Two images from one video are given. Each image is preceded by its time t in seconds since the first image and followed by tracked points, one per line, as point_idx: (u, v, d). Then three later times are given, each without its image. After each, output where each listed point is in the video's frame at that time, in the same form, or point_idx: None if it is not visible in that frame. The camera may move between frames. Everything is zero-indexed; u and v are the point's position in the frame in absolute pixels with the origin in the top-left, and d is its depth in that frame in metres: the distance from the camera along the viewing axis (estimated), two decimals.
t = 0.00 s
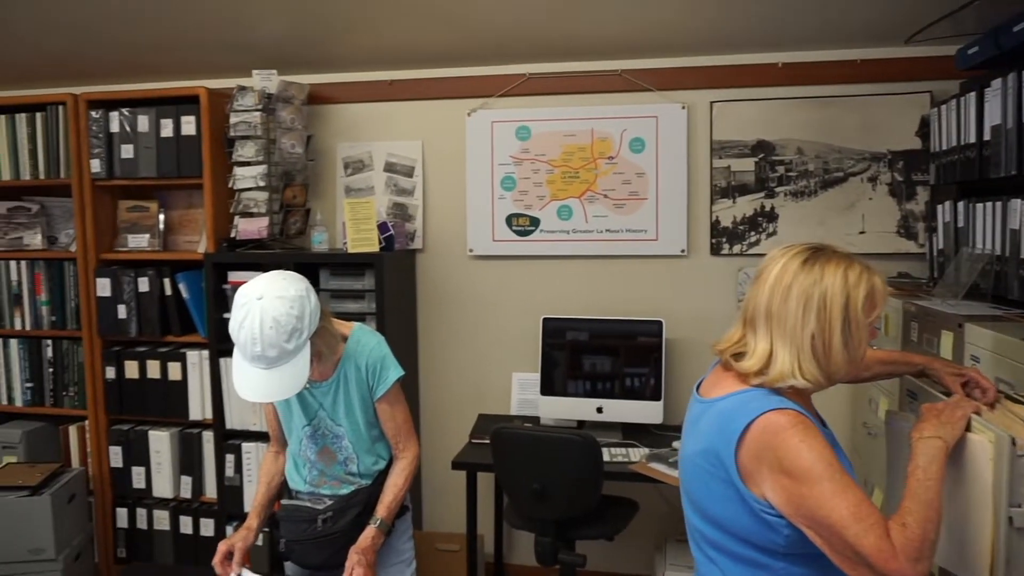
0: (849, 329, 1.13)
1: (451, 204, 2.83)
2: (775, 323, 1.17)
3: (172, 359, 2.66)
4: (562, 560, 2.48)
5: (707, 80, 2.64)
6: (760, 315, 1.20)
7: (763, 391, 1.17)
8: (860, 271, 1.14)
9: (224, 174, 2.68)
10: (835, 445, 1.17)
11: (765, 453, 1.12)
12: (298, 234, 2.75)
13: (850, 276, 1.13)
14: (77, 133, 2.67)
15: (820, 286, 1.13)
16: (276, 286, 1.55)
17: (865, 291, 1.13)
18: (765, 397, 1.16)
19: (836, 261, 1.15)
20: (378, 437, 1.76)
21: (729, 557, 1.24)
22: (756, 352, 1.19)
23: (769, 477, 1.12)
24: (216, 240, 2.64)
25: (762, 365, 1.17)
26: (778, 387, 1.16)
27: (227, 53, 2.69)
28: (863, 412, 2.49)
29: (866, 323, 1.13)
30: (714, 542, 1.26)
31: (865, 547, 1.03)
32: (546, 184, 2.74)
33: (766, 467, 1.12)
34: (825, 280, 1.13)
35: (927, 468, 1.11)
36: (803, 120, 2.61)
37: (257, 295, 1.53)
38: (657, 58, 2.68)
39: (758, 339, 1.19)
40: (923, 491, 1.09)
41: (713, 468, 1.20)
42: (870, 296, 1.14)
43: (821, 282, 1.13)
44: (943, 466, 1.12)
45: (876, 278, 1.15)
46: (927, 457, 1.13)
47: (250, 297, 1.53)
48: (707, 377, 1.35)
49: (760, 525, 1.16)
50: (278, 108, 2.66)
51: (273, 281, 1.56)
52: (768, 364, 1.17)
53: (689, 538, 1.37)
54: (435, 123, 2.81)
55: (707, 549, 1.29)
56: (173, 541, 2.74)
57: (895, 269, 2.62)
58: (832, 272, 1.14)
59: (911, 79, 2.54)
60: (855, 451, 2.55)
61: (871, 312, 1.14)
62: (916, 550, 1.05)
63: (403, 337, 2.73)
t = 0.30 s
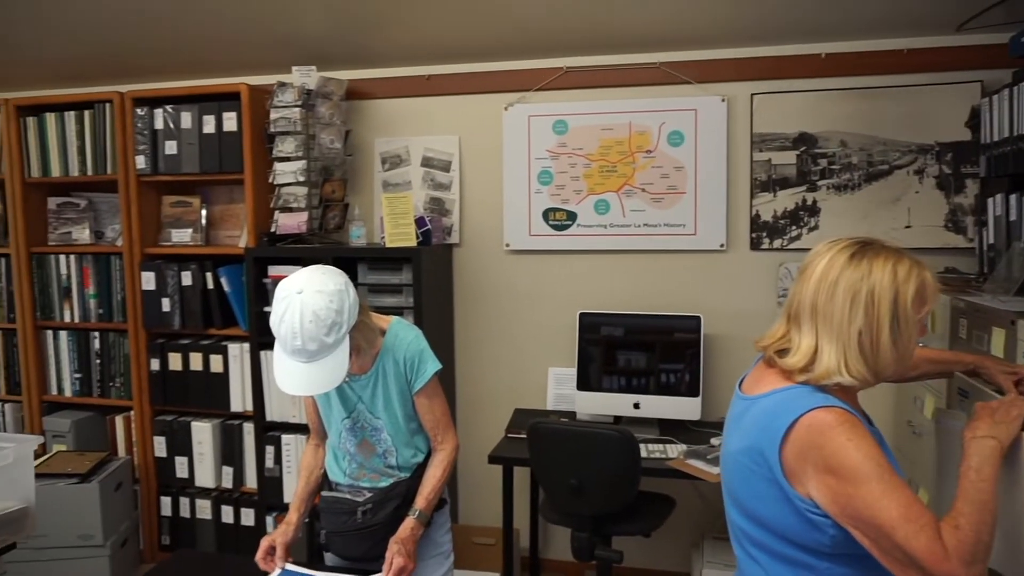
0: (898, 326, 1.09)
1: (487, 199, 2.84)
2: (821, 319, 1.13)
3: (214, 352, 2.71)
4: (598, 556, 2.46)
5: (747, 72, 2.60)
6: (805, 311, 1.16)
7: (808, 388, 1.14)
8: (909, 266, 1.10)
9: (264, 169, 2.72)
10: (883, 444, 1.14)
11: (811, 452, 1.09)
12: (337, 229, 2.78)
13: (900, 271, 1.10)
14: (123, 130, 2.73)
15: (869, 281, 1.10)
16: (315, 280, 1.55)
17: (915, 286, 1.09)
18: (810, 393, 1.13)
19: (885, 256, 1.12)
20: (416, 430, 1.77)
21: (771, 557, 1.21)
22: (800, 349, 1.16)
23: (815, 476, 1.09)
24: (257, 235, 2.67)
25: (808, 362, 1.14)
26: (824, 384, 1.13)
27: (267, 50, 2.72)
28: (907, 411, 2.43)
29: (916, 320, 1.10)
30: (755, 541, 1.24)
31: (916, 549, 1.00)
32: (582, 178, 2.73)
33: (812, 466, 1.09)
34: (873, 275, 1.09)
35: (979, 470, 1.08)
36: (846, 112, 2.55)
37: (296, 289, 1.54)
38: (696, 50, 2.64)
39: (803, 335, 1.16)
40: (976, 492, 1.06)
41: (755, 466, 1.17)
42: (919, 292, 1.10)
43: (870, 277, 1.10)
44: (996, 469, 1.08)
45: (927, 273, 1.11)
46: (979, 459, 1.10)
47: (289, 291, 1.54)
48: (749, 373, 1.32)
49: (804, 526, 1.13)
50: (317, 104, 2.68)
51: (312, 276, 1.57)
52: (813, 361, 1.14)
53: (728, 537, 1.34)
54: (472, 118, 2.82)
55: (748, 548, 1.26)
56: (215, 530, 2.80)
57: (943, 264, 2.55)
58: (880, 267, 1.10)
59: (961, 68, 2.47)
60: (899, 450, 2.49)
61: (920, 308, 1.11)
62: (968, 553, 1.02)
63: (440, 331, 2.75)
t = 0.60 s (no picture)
0: (930, 324, 1.07)
1: (515, 197, 2.84)
2: (851, 316, 1.12)
3: (244, 349, 2.74)
4: (626, 555, 2.46)
5: (778, 67, 2.57)
6: (836, 308, 1.15)
7: (839, 387, 1.12)
8: (944, 264, 1.08)
9: (294, 168, 2.75)
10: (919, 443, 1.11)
11: (844, 451, 1.07)
12: (364, 227, 2.80)
13: (933, 268, 1.07)
14: (156, 130, 2.77)
15: (900, 278, 1.08)
16: (340, 280, 1.55)
17: (950, 284, 1.07)
18: (843, 392, 1.11)
19: (919, 253, 1.09)
20: (444, 427, 1.78)
21: (803, 557, 1.19)
22: (831, 346, 1.14)
23: (848, 476, 1.07)
24: (286, 233, 2.70)
25: (838, 359, 1.13)
26: (855, 383, 1.11)
27: (297, 51, 2.74)
28: (942, 412, 2.38)
29: (950, 318, 1.07)
30: (787, 541, 1.22)
31: (954, 551, 0.98)
32: (610, 176, 2.72)
33: (846, 465, 1.07)
34: (905, 273, 1.07)
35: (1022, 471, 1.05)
36: (880, 107, 2.50)
37: (322, 290, 1.54)
38: (725, 46, 2.61)
39: (834, 332, 1.15)
40: (1018, 494, 1.03)
41: (788, 466, 1.16)
42: (954, 290, 1.07)
43: (901, 275, 1.08)
44: None
45: (963, 271, 1.09)
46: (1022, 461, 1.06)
47: (315, 293, 1.54)
48: (782, 372, 1.30)
49: (838, 526, 1.11)
50: (345, 103, 2.70)
51: (337, 276, 1.57)
52: (844, 358, 1.12)
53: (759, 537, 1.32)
54: (499, 117, 2.82)
55: (779, 548, 1.24)
56: (245, 525, 2.83)
57: (980, 262, 2.49)
58: (912, 264, 1.08)
59: (1000, 61, 2.41)
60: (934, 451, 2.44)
61: (955, 307, 1.08)
62: (1009, 556, 0.99)
63: (467, 329, 2.76)
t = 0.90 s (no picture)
0: (961, 319, 1.05)
1: (538, 193, 2.84)
2: (880, 311, 1.10)
3: (269, 344, 2.76)
4: (650, 553, 2.45)
5: (805, 61, 2.54)
6: (864, 304, 1.13)
7: (869, 383, 1.09)
8: (975, 258, 1.06)
9: (318, 165, 2.77)
10: (950, 441, 1.08)
11: (874, 448, 1.05)
12: (388, 224, 2.81)
13: (964, 263, 1.06)
14: (183, 126, 2.80)
15: (930, 273, 1.06)
16: (362, 274, 1.56)
17: (981, 279, 1.05)
18: (872, 388, 1.08)
19: (948, 248, 1.08)
20: (468, 422, 1.78)
21: (830, 556, 1.17)
22: (860, 342, 1.12)
23: (878, 473, 1.05)
24: (311, 230, 2.72)
25: (869, 355, 1.10)
26: (885, 379, 1.08)
27: (321, 49, 2.75)
28: (974, 412, 2.34)
29: (982, 314, 1.05)
30: (814, 540, 1.20)
31: (985, 550, 0.96)
32: (634, 172, 2.71)
33: (875, 462, 1.05)
34: (934, 267, 1.06)
35: None
36: (909, 101, 2.46)
37: (344, 286, 1.55)
38: (752, 40, 2.59)
39: (863, 329, 1.12)
40: None
41: (815, 462, 1.14)
42: (986, 284, 1.05)
43: (931, 269, 1.06)
44: None
45: (994, 266, 1.07)
46: None
47: (339, 288, 1.55)
48: (809, 370, 1.27)
49: (866, 524, 1.09)
50: (370, 100, 2.71)
51: (359, 271, 1.58)
52: (874, 354, 1.10)
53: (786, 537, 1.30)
54: (522, 113, 2.82)
55: (806, 547, 1.22)
56: (270, 518, 2.86)
57: (1013, 260, 2.44)
58: (942, 259, 1.06)
59: None
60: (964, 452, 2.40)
61: (987, 302, 1.06)
62: None
63: (491, 325, 2.76)
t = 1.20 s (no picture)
0: (956, 304, 1.04)
1: (559, 192, 2.83)
2: (877, 299, 1.10)
3: (290, 342, 2.78)
4: (669, 553, 2.44)
5: (829, 59, 2.51)
6: (863, 293, 1.13)
7: (872, 371, 1.09)
8: (969, 244, 1.05)
9: (339, 164, 2.78)
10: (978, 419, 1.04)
11: (897, 433, 1.02)
12: (408, 222, 2.82)
13: (957, 249, 1.05)
14: (206, 125, 2.83)
15: (923, 260, 1.06)
16: (384, 270, 1.56)
17: (976, 264, 1.04)
18: (887, 375, 1.06)
19: (942, 235, 1.07)
20: (489, 420, 1.78)
21: (871, 559, 1.12)
22: (860, 331, 1.12)
23: (905, 459, 1.01)
24: (332, 228, 2.73)
25: (868, 343, 1.09)
26: (884, 366, 1.08)
27: (343, 48, 2.77)
28: (1001, 413, 2.30)
29: (979, 298, 1.04)
30: (850, 542, 1.15)
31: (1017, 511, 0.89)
32: (655, 171, 2.69)
33: (898, 447, 1.02)
34: (927, 254, 1.06)
35: None
36: (935, 98, 2.43)
37: (366, 280, 1.54)
38: (774, 38, 2.57)
39: (863, 318, 1.12)
40: None
41: (840, 458, 1.11)
42: (981, 270, 1.04)
43: (924, 257, 1.06)
44: None
45: (990, 252, 1.06)
46: None
47: (360, 283, 1.54)
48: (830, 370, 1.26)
49: (901, 517, 1.05)
50: (390, 99, 2.72)
51: (383, 266, 1.58)
52: (875, 341, 1.09)
53: (823, 544, 1.25)
54: (543, 112, 2.82)
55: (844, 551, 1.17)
56: (290, 514, 2.88)
57: None
58: (935, 246, 1.06)
59: None
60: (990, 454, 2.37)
61: (984, 287, 1.05)
62: None
63: (510, 324, 2.76)
